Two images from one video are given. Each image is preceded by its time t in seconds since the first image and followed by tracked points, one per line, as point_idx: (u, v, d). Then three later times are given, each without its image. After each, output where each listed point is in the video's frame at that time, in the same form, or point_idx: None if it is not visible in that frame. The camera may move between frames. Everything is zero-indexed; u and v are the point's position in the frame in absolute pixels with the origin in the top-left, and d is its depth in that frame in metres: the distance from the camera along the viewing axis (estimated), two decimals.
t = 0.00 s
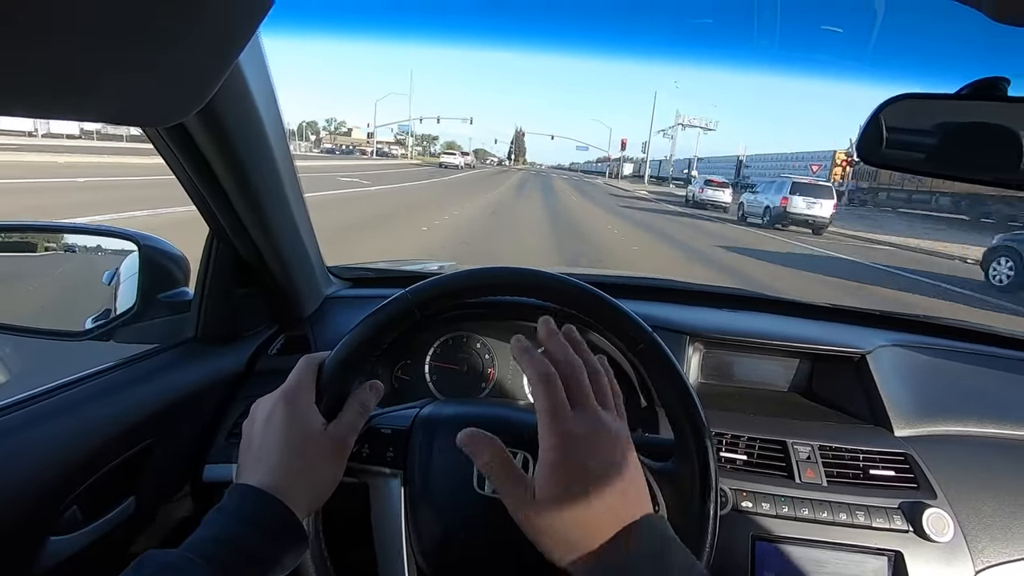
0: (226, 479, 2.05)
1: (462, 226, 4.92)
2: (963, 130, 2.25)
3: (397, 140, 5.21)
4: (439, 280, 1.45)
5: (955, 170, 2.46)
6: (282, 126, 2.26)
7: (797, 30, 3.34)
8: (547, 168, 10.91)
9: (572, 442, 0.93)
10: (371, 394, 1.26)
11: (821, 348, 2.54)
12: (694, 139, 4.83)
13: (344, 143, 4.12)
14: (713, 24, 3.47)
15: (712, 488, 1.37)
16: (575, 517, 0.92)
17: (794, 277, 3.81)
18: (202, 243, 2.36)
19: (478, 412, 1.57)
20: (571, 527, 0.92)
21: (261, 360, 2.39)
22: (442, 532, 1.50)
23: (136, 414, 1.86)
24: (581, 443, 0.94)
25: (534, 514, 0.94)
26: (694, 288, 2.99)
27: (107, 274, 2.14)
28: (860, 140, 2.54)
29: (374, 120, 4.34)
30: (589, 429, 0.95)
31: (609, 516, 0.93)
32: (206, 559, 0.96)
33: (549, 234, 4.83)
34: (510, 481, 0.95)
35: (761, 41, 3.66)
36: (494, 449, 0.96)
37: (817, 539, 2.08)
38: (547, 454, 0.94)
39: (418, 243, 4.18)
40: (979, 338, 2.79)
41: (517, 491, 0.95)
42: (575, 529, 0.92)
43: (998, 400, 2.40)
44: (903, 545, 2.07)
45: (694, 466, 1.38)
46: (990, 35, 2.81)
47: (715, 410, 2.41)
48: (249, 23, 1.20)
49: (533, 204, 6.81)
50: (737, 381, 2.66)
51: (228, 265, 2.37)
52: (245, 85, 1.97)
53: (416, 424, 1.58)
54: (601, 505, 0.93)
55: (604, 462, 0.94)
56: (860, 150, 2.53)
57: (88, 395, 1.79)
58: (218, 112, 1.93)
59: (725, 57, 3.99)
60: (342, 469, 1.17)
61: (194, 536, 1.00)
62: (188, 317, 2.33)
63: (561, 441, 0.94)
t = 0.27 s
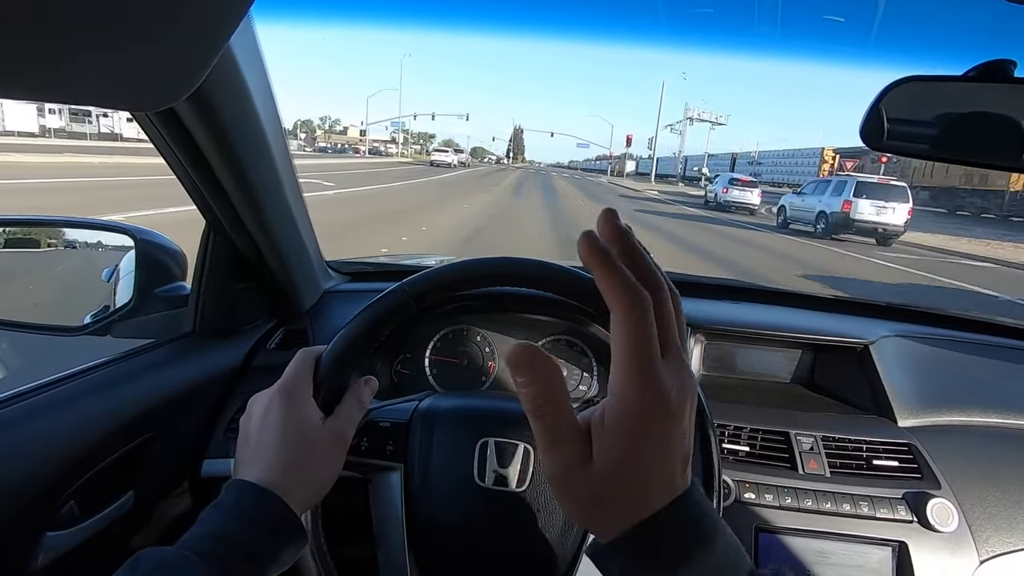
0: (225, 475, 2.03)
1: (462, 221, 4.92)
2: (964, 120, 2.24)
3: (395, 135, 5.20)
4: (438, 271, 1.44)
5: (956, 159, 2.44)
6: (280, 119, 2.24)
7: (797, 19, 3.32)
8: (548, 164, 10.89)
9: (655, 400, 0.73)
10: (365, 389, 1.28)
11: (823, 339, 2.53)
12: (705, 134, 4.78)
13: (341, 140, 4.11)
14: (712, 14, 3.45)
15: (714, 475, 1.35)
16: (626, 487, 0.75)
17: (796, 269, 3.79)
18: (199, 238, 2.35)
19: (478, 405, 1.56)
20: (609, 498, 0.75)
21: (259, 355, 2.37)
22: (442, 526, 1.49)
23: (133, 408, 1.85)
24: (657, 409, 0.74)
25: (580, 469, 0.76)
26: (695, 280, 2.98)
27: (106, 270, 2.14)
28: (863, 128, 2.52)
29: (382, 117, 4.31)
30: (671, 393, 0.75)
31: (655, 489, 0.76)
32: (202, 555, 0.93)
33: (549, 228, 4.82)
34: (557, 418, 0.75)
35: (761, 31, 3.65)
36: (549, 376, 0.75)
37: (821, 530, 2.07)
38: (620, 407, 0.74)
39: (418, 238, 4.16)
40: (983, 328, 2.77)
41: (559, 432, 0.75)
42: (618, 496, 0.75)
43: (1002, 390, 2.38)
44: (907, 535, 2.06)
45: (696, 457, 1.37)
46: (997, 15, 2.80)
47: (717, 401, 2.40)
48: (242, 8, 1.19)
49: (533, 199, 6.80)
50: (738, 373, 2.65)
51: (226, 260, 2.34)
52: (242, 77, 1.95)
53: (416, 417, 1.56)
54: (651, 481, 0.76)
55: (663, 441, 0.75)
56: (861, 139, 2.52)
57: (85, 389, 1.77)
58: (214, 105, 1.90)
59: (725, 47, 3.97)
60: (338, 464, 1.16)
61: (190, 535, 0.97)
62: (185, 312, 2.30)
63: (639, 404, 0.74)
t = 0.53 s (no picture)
0: (224, 473, 2.02)
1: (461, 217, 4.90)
2: (967, 116, 2.22)
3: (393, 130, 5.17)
4: (439, 268, 1.42)
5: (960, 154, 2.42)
6: (277, 115, 2.22)
7: (799, 13, 3.29)
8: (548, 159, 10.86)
9: (532, 472, 0.92)
10: (363, 383, 1.26)
11: (826, 335, 2.51)
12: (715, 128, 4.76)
13: (337, 137, 4.07)
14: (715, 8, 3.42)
15: (718, 476, 1.33)
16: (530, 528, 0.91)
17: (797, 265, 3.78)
18: (197, 235, 2.32)
19: (480, 403, 1.54)
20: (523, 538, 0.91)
21: (259, 352, 2.36)
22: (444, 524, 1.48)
23: (132, 407, 1.83)
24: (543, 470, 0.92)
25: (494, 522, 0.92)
26: (696, 277, 2.96)
27: (105, 267, 2.11)
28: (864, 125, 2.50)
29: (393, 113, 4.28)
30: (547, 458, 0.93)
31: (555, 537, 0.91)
32: (203, 555, 0.92)
33: (549, 224, 4.81)
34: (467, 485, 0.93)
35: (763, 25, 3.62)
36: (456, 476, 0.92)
37: (823, 527, 2.06)
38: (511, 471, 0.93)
39: (417, 235, 4.15)
40: (986, 324, 2.76)
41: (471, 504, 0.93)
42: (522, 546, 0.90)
43: (1005, 387, 2.37)
44: (910, 533, 2.05)
45: (700, 455, 1.36)
46: (1005, 8, 2.77)
47: (719, 399, 2.39)
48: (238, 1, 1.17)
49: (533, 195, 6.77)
50: (740, 370, 2.64)
51: (225, 257, 2.32)
52: (240, 74, 1.93)
53: (416, 416, 1.56)
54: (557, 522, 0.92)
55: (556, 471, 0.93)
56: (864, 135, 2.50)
57: (83, 388, 1.76)
58: (211, 102, 1.89)
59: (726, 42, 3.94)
60: (339, 462, 1.16)
61: (190, 534, 0.96)
62: (184, 309, 2.28)
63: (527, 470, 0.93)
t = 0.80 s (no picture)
0: (224, 475, 2.05)
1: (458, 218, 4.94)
2: (956, 117, 2.26)
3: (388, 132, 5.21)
4: (433, 271, 1.45)
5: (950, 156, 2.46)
6: (275, 121, 2.25)
7: (790, 16, 3.33)
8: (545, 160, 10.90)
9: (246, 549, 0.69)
10: (358, 384, 1.32)
11: (817, 335, 2.55)
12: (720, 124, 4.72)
13: (331, 138, 4.08)
14: (706, 12, 3.46)
15: (707, 472, 1.37)
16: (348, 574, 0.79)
17: (790, 264, 3.81)
18: (196, 239, 2.35)
19: (474, 403, 1.58)
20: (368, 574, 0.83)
21: (258, 355, 2.39)
22: (439, 522, 1.51)
23: (132, 410, 1.86)
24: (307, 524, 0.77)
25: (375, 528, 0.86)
26: (689, 277, 3.00)
27: (103, 272, 2.14)
28: (853, 126, 2.54)
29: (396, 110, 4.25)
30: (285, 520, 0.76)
31: None
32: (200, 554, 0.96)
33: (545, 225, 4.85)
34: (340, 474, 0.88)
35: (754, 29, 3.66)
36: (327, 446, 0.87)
37: (814, 524, 2.09)
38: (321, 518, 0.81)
39: (415, 237, 4.18)
40: (976, 323, 2.80)
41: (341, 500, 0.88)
42: None
43: (994, 384, 2.41)
44: (899, 529, 2.08)
45: (689, 453, 1.39)
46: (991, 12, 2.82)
47: (712, 398, 2.42)
48: (236, 15, 1.20)
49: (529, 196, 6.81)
50: (734, 369, 2.67)
51: (223, 261, 2.35)
52: (238, 83, 1.97)
53: (412, 417, 1.58)
54: None
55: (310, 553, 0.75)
56: (853, 136, 2.54)
57: (84, 392, 1.79)
58: (210, 110, 1.92)
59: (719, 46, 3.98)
60: (336, 461, 1.22)
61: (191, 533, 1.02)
62: (184, 313, 2.31)
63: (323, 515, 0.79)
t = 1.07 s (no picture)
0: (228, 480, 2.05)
1: (459, 220, 4.94)
2: (958, 120, 2.25)
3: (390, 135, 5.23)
4: (440, 276, 1.45)
5: (952, 160, 2.45)
6: (280, 126, 2.26)
7: (792, 21, 3.33)
8: (545, 162, 10.93)
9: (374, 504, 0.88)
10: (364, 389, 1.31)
11: (820, 339, 2.55)
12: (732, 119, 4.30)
13: (332, 140, 4.08)
14: (708, 17, 3.46)
15: (712, 475, 1.37)
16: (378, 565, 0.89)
17: (791, 267, 3.82)
18: (201, 243, 2.36)
19: (479, 407, 1.58)
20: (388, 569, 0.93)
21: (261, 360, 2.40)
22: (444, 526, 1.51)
23: (137, 415, 1.86)
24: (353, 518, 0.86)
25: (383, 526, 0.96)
26: (691, 281, 3.01)
27: (104, 276, 2.14)
28: (856, 129, 2.54)
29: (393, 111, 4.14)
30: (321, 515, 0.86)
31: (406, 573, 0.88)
32: (208, 560, 0.95)
33: (545, 227, 4.85)
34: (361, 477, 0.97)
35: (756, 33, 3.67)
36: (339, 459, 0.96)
37: (818, 527, 2.09)
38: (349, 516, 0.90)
39: (416, 239, 4.19)
40: (978, 326, 2.80)
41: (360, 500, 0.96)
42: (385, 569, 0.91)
43: (996, 388, 2.41)
44: (903, 532, 2.08)
45: (695, 457, 1.39)
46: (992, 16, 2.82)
47: (715, 401, 2.42)
48: (244, 23, 1.20)
49: (529, 198, 6.83)
50: (736, 373, 2.67)
51: (227, 265, 2.36)
52: (245, 89, 1.97)
53: (417, 421, 1.58)
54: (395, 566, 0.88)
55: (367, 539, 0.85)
56: (854, 140, 2.54)
57: (88, 397, 1.79)
58: (217, 117, 1.92)
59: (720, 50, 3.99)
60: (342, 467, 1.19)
61: (196, 540, 0.99)
62: (187, 317, 2.31)
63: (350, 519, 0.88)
